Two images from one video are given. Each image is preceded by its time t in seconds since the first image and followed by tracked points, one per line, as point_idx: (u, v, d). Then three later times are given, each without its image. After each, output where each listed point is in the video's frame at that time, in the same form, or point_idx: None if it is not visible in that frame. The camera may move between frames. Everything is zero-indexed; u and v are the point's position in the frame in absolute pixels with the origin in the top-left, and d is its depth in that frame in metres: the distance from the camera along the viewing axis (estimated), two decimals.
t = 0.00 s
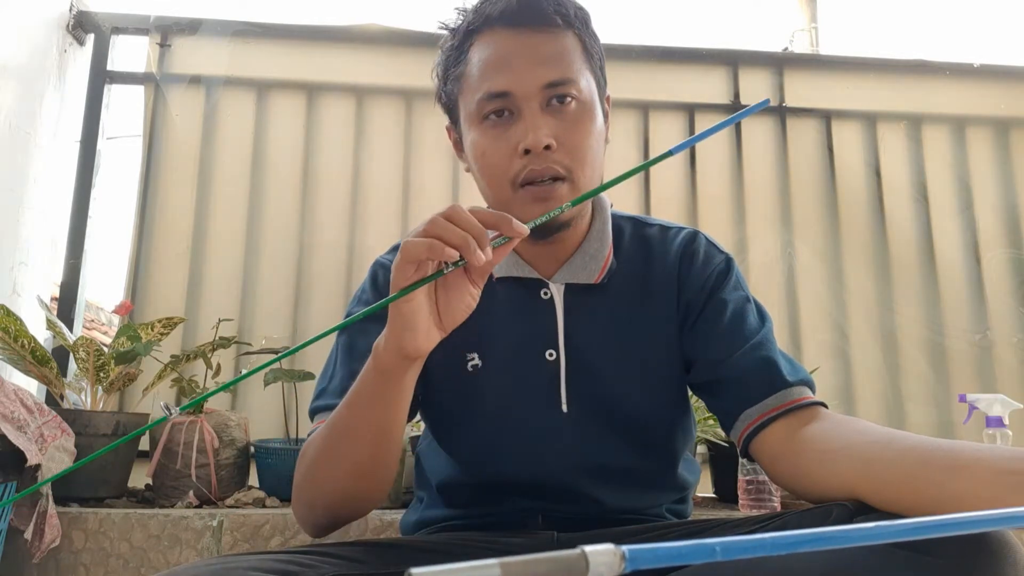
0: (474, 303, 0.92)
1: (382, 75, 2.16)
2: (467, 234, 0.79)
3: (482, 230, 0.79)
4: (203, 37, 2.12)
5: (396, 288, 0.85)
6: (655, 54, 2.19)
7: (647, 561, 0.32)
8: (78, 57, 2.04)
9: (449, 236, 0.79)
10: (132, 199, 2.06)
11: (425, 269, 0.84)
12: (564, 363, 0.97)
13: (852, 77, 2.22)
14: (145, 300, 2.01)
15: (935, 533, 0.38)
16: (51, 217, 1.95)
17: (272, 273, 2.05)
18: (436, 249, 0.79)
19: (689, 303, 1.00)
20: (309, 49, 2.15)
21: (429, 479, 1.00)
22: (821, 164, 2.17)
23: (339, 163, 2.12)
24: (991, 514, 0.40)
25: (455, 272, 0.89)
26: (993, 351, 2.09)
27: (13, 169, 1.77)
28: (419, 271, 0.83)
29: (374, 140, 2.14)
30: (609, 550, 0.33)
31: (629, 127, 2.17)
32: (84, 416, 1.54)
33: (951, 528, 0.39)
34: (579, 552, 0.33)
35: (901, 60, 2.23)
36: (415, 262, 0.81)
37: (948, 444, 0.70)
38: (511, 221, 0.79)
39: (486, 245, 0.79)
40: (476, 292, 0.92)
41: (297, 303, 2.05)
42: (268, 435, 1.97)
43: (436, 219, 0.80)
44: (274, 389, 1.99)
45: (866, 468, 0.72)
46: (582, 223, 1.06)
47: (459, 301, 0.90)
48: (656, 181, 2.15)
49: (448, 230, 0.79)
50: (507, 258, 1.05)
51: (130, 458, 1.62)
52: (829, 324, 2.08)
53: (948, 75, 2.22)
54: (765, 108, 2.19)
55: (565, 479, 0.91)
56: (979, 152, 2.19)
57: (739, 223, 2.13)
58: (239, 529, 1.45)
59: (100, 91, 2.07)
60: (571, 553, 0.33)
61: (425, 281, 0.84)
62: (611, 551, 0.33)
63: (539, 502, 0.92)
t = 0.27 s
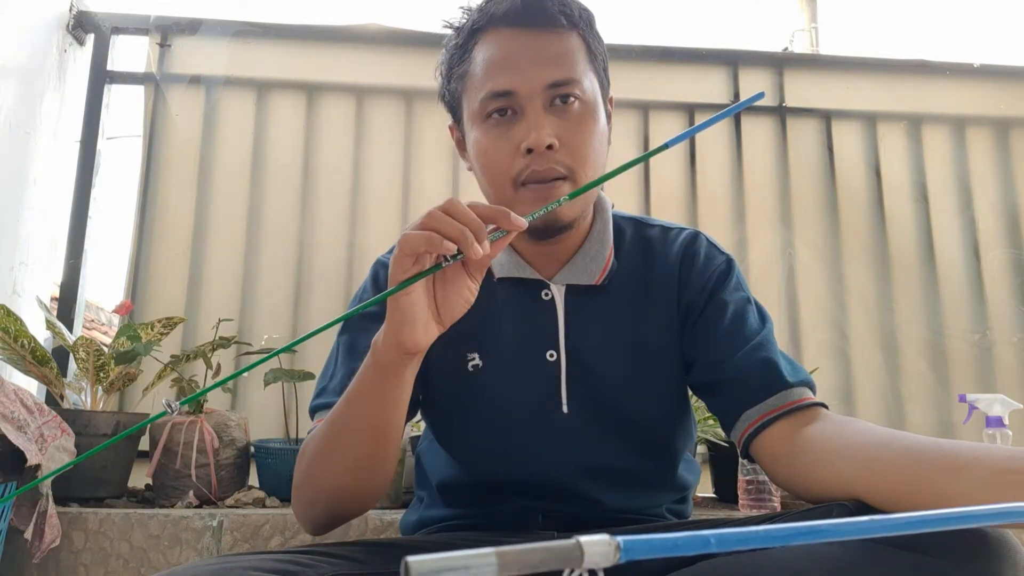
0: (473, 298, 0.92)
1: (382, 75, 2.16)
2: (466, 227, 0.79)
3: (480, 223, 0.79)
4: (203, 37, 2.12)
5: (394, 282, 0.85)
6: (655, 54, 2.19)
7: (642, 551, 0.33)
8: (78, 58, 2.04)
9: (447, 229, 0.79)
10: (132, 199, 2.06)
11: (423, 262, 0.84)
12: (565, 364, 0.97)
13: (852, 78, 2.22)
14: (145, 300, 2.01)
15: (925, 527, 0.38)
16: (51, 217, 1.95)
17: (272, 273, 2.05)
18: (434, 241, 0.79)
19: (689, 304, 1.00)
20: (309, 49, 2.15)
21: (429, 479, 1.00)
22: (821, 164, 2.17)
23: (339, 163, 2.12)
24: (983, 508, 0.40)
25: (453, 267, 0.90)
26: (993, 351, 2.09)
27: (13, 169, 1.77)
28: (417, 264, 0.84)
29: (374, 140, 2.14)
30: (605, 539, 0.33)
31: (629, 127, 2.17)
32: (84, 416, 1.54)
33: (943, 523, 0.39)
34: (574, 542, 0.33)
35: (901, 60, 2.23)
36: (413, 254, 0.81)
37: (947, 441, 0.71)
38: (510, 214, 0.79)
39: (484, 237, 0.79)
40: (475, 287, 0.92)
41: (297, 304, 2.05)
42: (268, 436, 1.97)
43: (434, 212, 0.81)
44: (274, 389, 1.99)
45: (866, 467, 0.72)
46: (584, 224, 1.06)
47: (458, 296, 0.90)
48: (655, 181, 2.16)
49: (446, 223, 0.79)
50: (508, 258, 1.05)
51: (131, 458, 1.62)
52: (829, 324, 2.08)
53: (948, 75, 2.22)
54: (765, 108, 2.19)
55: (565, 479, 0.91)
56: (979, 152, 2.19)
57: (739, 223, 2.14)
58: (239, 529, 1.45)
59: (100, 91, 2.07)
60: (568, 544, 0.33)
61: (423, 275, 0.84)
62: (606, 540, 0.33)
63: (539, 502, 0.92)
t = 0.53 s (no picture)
0: (473, 297, 0.92)
1: (382, 75, 2.16)
2: (465, 226, 0.79)
3: (480, 222, 0.79)
4: (203, 36, 2.12)
5: (393, 280, 0.85)
6: (655, 54, 2.19)
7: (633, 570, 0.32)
8: (78, 57, 2.04)
9: (446, 227, 0.79)
10: (132, 199, 2.06)
11: (422, 260, 0.84)
12: (565, 363, 0.97)
13: (852, 78, 2.22)
14: (145, 300, 2.01)
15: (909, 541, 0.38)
16: (51, 218, 1.95)
17: (272, 273, 2.05)
18: (433, 239, 0.79)
19: (690, 303, 1.00)
20: (308, 49, 2.15)
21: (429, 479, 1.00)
22: (822, 164, 2.17)
23: (339, 163, 2.12)
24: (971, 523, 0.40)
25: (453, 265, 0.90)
26: (993, 351, 2.09)
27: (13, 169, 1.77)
28: (416, 262, 0.84)
29: (374, 140, 2.13)
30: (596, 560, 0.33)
31: (628, 127, 2.17)
32: (84, 416, 1.54)
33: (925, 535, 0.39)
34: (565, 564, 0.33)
35: (901, 60, 2.23)
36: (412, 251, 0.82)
37: (951, 445, 0.70)
38: (510, 214, 0.79)
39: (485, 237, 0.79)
40: (474, 285, 0.92)
41: (297, 304, 2.05)
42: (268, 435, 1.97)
43: (435, 210, 0.81)
44: (274, 389, 1.99)
45: (867, 473, 0.72)
46: (584, 223, 1.06)
47: (458, 294, 0.90)
48: (656, 181, 2.16)
49: (446, 221, 0.79)
50: (508, 257, 1.05)
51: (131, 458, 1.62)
52: (829, 324, 2.08)
53: (948, 75, 2.22)
54: (765, 108, 2.19)
55: (565, 479, 0.91)
56: (979, 152, 2.19)
57: (739, 223, 2.14)
58: (239, 529, 1.45)
59: (100, 91, 2.07)
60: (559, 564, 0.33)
61: (423, 273, 0.84)
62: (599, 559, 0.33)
63: (539, 502, 0.92)
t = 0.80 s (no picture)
0: (477, 298, 0.91)
1: (382, 75, 2.16)
2: (470, 229, 0.79)
3: (484, 225, 0.79)
4: (203, 36, 2.12)
5: (396, 281, 0.85)
6: (655, 54, 2.19)
7: None
8: (78, 57, 2.04)
9: (450, 229, 0.79)
10: (132, 199, 2.06)
11: (425, 261, 0.84)
12: (566, 362, 0.97)
13: (852, 78, 2.22)
14: (145, 300, 2.01)
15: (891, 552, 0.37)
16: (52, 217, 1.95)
17: (272, 273, 2.05)
18: (436, 241, 0.79)
19: (690, 303, 1.00)
20: (308, 49, 2.15)
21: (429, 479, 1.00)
22: (822, 164, 2.17)
23: (339, 163, 2.12)
24: (950, 529, 0.39)
25: (457, 267, 0.89)
26: (993, 351, 2.09)
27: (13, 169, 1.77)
28: (419, 263, 0.84)
29: (374, 140, 2.13)
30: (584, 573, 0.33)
31: (629, 127, 2.17)
32: (84, 416, 1.54)
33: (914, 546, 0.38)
34: None
35: (901, 60, 2.22)
36: (415, 252, 0.81)
37: (951, 445, 0.70)
38: (515, 218, 0.79)
39: (489, 240, 0.79)
40: (478, 287, 0.91)
41: (297, 304, 2.05)
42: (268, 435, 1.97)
43: (440, 212, 0.81)
44: (274, 389, 1.99)
45: (866, 472, 0.72)
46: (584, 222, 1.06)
47: (461, 296, 0.90)
48: (656, 181, 2.16)
49: (450, 224, 0.79)
50: (509, 256, 1.05)
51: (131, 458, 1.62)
52: (829, 324, 2.08)
53: (948, 75, 2.22)
54: (765, 108, 2.19)
55: (566, 479, 0.91)
56: (979, 152, 2.19)
57: (739, 223, 2.14)
58: (239, 529, 1.45)
59: (100, 91, 2.07)
60: None
61: (426, 275, 0.84)
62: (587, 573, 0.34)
63: (539, 502, 0.92)
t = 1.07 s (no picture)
0: (478, 299, 0.91)
1: (382, 74, 2.16)
2: (472, 232, 0.79)
3: (486, 228, 0.79)
4: (203, 36, 2.12)
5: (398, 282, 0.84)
6: (654, 54, 2.19)
7: None
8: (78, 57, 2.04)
9: (453, 232, 0.79)
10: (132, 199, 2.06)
11: (426, 263, 0.84)
12: (566, 362, 0.97)
13: (852, 78, 2.22)
14: (145, 300, 2.01)
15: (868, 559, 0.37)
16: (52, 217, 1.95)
17: (271, 273, 2.05)
18: (438, 242, 0.79)
19: (690, 303, 1.00)
20: (308, 49, 2.15)
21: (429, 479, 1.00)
22: (822, 164, 2.17)
23: (339, 164, 2.12)
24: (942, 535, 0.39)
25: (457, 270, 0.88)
26: (993, 351, 2.09)
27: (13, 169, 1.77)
28: (420, 264, 0.84)
29: (375, 140, 2.13)
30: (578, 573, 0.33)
31: (629, 127, 2.17)
32: (84, 416, 1.54)
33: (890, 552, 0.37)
34: None
35: (901, 60, 2.22)
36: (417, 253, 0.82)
37: (952, 446, 0.70)
38: (517, 221, 0.79)
39: (490, 244, 0.79)
40: (479, 288, 0.90)
41: (297, 303, 2.05)
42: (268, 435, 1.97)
43: (443, 214, 0.80)
44: (274, 389, 1.99)
45: (866, 473, 0.72)
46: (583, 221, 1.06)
47: (460, 297, 0.89)
48: (656, 181, 2.16)
49: (453, 226, 0.79)
50: (509, 256, 1.05)
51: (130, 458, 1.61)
52: (829, 324, 2.08)
53: (948, 75, 2.22)
54: (765, 108, 2.19)
55: (566, 478, 0.91)
56: (979, 152, 2.19)
57: (739, 222, 2.14)
58: (239, 529, 1.45)
59: (100, 91, 2.07)
60: None
61: (427, 277, 0.83)
62: None
63: (539, 501, 0.92)
